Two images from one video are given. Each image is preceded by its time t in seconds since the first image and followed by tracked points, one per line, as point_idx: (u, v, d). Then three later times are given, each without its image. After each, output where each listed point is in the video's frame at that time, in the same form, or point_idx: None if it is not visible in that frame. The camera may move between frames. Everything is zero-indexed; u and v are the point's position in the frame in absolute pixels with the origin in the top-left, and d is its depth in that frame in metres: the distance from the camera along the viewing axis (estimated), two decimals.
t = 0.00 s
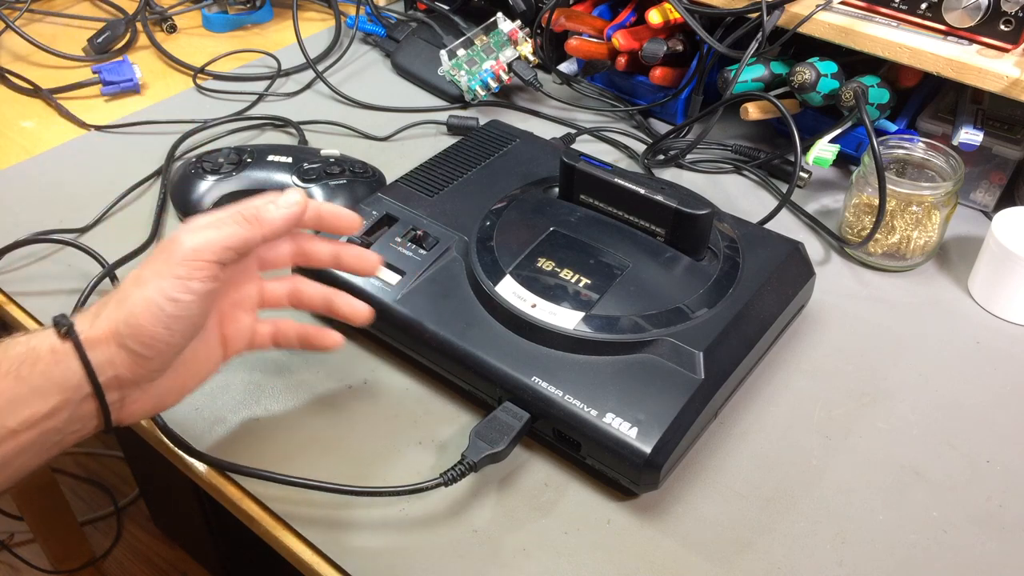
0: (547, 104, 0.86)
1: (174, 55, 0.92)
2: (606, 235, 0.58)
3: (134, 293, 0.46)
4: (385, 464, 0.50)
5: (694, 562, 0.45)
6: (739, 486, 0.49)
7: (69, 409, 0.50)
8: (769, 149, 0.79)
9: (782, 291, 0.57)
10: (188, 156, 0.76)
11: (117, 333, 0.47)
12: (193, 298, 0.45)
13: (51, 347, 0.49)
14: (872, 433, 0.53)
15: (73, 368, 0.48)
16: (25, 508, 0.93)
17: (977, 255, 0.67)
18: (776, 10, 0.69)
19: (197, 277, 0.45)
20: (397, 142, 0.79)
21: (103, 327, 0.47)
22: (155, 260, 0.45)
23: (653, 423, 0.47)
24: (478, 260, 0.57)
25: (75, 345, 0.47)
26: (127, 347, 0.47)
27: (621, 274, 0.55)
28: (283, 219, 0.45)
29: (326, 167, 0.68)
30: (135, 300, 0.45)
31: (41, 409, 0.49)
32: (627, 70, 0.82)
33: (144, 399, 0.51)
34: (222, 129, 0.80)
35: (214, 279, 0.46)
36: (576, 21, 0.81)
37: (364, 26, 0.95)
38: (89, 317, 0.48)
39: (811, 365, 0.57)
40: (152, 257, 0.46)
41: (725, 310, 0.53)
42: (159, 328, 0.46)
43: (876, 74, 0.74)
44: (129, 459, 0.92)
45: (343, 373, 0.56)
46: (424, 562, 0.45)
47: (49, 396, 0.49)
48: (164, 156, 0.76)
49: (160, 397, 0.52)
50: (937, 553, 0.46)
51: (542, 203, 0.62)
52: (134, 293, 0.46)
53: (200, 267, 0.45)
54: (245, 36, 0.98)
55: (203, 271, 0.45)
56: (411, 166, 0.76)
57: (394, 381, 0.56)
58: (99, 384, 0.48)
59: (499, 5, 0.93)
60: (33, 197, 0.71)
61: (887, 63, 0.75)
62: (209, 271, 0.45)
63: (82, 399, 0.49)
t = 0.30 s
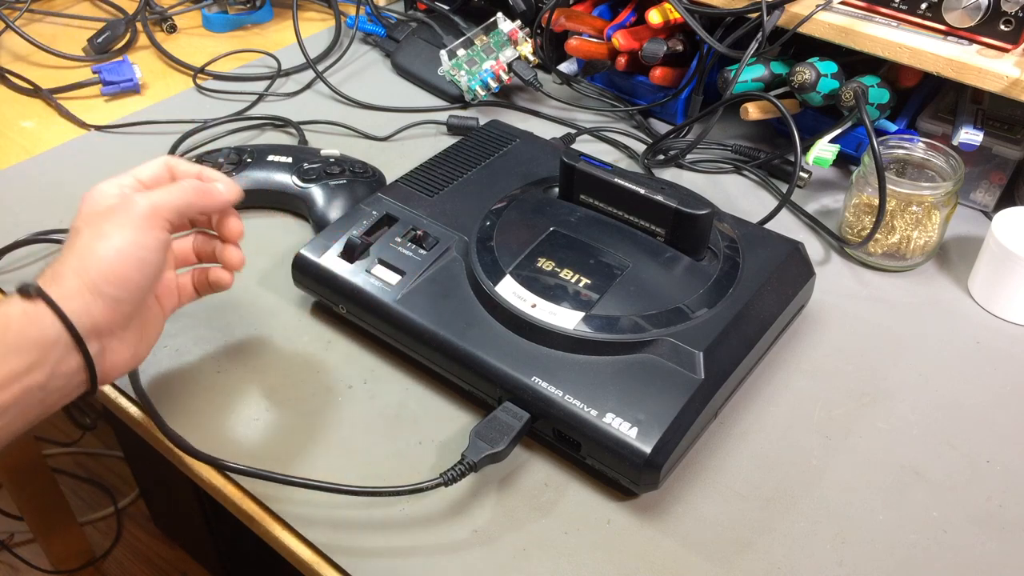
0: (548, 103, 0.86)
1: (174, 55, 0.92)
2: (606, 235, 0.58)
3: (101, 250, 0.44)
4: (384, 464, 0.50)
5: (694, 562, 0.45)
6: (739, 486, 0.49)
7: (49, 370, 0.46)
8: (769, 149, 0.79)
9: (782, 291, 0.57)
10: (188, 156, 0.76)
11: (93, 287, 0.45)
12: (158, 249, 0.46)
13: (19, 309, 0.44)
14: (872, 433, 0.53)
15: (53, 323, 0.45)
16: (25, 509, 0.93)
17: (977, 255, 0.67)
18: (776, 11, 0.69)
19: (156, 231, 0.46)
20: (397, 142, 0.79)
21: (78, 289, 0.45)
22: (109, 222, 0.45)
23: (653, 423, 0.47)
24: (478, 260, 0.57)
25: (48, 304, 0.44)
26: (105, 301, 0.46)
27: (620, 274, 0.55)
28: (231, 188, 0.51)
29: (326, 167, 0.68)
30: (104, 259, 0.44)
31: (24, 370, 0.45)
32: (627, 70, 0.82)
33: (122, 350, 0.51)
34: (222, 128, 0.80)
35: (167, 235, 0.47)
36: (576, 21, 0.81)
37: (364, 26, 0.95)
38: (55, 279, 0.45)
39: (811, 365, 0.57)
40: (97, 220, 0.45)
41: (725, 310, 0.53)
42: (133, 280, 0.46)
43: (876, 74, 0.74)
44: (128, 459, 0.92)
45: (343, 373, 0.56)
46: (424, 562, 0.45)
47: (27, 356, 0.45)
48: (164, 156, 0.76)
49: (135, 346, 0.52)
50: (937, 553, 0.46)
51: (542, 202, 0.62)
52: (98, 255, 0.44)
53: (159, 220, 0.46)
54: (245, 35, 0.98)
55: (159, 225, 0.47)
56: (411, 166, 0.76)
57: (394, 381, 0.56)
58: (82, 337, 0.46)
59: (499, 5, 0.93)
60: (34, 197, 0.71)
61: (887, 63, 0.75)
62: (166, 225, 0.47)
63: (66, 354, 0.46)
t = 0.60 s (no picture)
0: (548, 104, 0.86)
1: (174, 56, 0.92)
2: (606, 235, 0.58)
3: (48, 179, 0.46)
4: (384, 464, 0.50)
5: (694, 562, 0.45)
6: (739, 486, 0.49)
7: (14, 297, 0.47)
8: (770, 149, 0.79)
9: (782, 291, 0.57)
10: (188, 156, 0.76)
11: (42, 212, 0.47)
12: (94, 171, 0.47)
13: None
14: (872, 433, 0.53)
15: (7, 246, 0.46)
16: (25, 509, 0.93)
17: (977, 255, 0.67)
18: (776, 11, 0.69)
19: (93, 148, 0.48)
20: (397, 142, 0.79)
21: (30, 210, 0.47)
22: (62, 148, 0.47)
23: (653, 423, 0.47)
24: (478, 260, 0.57)
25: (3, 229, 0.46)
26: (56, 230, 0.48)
27: (621, 274, 0.55)
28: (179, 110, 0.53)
29: (326, 167, 0.68)
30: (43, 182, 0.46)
31: None
32: (627, 70, 0.82)
33: (90, 275, 0.52)
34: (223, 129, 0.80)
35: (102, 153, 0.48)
36: (576, 21, 0.81)
37: (364, 26, 0.95)
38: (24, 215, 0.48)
39: (811, 365, 0.57)
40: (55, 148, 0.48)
41: (725, 310, 0.53)
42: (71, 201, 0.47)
43: (876, 74, 0.74)
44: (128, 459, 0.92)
45: (343, 373, 0.56)
46: (424, 562, 0.45)
47: None
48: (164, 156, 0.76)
49: (105, 274, 0.53)
50: (937, 553, 0.46)
51: (542, 202, 0.62)
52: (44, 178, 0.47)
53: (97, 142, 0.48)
54: (245, 35, 0.98)
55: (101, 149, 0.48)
56: (411, 166, 0.76)
57: (394, 381, 0.56)
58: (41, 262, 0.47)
59: (499, 5, 0.93)
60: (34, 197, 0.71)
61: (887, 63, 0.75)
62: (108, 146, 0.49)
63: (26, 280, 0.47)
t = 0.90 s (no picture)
0: (548, 104, 0.86)
1: (175, 56, 0.92)
2: (606, 235, 0.58)
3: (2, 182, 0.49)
4: (384, 464, 0.50)
5: (694, 562, 0.45)
6: (740, 486, 0.49)
7: None
8: (770, 149, 0.79)
9: (782, 291, 0.57)
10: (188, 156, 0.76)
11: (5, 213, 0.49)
12: (42, 158, 0.51)
13: None
14: (872, 433, 0.53)
15: None
16: (25, 509, 0.93)
17: (977, 255, 0.67)
18: (776, 11, 0.69)
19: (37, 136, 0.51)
20: (397, 142, 0.79)
21: None
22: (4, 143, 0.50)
23: (653, 423, 0.47)
24: (478, 260, 0.57)
25: None
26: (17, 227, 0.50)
27: (620, 274, 0.55)
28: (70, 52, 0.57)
29: (326, 167, 0.68)
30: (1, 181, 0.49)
31: None
32: (627, 70, 0.82)
33: (56, 276, 0.54)
34: (223, 128, 0.80)
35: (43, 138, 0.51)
36: (576, 21, 0.81)
37: (364, 26, 0.95)
38: None
39: (811, 366, 0.57)
40: None
41: (725, 310, 0.53)
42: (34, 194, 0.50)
43: (877, 74, 0.74)
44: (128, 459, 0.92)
45: (343, 373, 0.56)
46: (424, 562, 0.45)
47: None
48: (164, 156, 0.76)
49: (72, 273, 0.55)
50: (937, 554, 0.46)
51: (542, 202, 0.62)
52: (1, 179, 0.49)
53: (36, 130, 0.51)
54: (245, 36, 0.98)
55: (39, 133, 0.51)
56: (411, 166, 0.76)
57: (394, 381, 0.56)
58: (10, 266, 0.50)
59: (499, 5, 0.93)
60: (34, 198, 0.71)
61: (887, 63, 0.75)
62: (38, 126, 0.51)
63: None
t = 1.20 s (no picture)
0: (548, 104, 0.86)
1: (174, 56, 0.92)
2: (606, 235, 0.58)
3: (114, 277, 0.48)
4: (384, 464, 0.50)
5: (694, 562, 0.45)
6: (739, 486, 0.49)
7: (67, 374, 0.48)
8: (769, 149, 0.79)
9: (782, 291, 0.57)
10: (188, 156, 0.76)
11: (108, 302, 0.48)
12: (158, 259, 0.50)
13: (50, 316, 0.48)
14: (872, 433, 0.53)
15: (81, 335, 0.48)
16: (25, 508, 0.93)
17: (977, 255, 0.67)
18: (776, 11, 0.69)
19: (156, 236, 0.49)
20: (397, 142, 0.79)
21: (93, 296, 0.48)
22: (126, 242, 0.48)
23: (653, 423, 0.47)
24: (478, 260, 0.57)
25: (76, 313, 0.48)
26: (119, 313, 0.49)
27: (621, 274, 0.55)
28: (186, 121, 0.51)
29: (326, 167, 0.68)
30: (114, 275, 0.48)
31: (47, 373, 0.47)
32: (627, 70, 0.82)
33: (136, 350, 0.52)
34: (222, 129, 0.80)
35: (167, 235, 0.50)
36: (576, 21, 0.81)
37: (364, 26, 0.95)
38: (74, 284, 0.49)
39: (811, 366, 0.57)
40: (110, 230, 0.49)
41: (725, 310, 0.53)
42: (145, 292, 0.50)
43: (876, 74, 0.74)
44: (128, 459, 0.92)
45: (342, 373, 0.56)
46: (424, 562, 0.45)
47: (51, 363, 0.47)
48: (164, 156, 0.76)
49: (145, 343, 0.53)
50: (937, 554, 0.46)
51: (542, 202, 0.62)
52: (110, 270, 0.48)
53: (155, 227, 0.49)
54: (245, 36, 0.98)
55: (156, 229, 0.49)
56: (411, 166, 0.76)
57: (394, 381, 0.56)
58: (102, 349, 0.49)
59: (499, 5, 0.93)
60: (34, 197, 0.71)
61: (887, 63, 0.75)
62: (157, 225, 0.50)
63: (82, 362, 0.49)
